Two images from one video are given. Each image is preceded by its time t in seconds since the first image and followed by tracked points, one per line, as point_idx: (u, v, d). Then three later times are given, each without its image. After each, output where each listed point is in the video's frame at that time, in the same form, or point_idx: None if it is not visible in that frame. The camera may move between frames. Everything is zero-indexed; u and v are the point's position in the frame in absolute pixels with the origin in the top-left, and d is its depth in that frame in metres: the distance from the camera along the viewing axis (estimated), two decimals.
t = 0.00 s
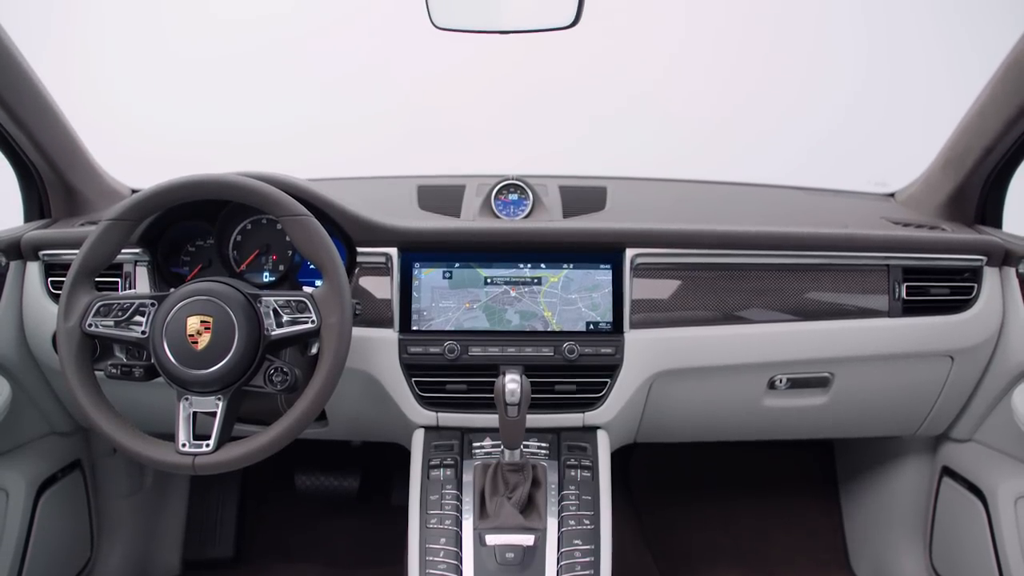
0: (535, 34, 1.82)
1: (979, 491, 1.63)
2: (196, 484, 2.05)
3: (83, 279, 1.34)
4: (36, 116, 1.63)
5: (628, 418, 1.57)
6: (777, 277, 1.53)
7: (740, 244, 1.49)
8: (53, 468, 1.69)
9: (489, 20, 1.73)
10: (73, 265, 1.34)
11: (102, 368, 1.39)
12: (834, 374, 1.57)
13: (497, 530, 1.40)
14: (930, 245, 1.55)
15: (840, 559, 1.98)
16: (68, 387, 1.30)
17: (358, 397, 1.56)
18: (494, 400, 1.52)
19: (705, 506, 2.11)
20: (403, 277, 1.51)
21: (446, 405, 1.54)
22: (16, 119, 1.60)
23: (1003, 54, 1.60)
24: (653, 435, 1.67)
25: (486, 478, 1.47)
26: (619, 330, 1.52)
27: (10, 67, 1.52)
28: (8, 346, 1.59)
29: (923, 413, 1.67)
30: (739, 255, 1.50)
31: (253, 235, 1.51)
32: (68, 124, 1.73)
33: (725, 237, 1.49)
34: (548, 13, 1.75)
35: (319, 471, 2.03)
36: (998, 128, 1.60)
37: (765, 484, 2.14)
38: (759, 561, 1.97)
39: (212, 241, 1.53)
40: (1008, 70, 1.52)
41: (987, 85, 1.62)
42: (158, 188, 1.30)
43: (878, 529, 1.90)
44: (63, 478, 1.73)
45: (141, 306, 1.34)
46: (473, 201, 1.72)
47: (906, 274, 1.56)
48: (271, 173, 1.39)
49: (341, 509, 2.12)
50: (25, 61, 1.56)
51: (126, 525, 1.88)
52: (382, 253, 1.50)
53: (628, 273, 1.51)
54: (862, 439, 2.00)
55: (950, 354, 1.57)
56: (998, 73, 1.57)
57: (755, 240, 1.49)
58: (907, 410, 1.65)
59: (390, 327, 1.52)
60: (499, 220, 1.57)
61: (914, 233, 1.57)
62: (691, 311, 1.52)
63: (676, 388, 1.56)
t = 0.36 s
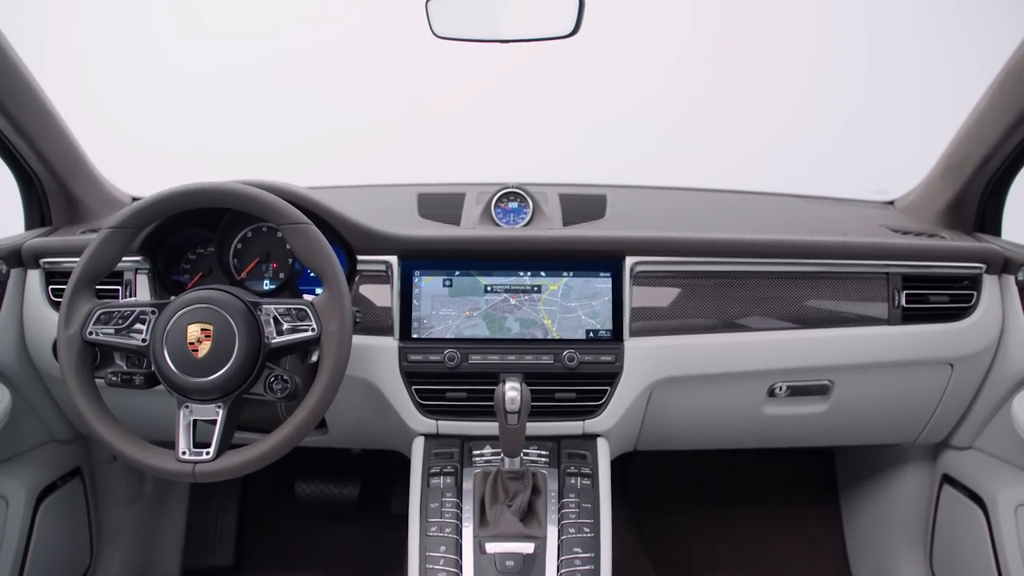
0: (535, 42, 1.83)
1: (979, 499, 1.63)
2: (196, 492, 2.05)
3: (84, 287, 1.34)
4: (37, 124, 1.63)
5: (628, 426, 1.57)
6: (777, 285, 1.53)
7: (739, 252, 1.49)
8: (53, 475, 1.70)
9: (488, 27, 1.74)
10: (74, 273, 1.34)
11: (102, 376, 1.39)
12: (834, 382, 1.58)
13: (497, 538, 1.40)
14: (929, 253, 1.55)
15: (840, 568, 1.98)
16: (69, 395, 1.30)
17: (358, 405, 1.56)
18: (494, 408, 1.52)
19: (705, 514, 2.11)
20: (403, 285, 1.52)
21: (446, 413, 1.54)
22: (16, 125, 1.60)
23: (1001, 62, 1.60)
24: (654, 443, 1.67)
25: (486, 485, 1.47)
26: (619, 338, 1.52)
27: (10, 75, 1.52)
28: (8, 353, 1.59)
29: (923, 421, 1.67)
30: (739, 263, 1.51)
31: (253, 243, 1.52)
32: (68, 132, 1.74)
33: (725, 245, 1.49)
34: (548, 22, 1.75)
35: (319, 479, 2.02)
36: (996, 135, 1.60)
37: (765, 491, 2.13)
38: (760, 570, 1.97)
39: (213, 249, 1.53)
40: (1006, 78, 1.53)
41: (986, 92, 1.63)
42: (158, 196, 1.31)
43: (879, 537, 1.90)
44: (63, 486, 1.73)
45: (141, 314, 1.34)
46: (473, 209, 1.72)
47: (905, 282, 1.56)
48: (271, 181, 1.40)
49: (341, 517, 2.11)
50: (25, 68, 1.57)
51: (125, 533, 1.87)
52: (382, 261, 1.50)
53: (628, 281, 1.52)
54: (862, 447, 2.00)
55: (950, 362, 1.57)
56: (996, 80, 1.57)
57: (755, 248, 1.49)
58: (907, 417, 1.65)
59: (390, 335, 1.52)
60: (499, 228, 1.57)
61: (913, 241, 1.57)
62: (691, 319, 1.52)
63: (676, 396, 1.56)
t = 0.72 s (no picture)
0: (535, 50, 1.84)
1: (979, 505, 1.63)
2: (195, 500, 2.05)
3: (84, 293, 1.34)
4: (37, 130, 1.64)
5: (628, 433, 1.57)
6: (777, 291, 1.54)
7: (739, 258, 1.49)
8: (53, 482, 1.70)
9: (489, 34, 1.75)
10: (74, 279, 1.35)
11: (102, 382, 1.38)
12: (834, 389, 1.58)
13: (497, 545, 1.40)
14: (928, 259, 1.55)
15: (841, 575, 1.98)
16: (69, 401, 1.30)
17: (358, 411, 1.56)
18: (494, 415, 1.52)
19: (706, 521, 2.10)
20: (403, 291, 1.52)
21: (446, 420, 1.54)
22: (16, 132, 1.61)
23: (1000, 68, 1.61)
24: (653, 450, 1.67)
25: (486, 492, 1.47)
26: (619, 345, 1.52)
27: (11, 81, 1.53)
28: (8, 359, 1.59)
29: (923, 427, 1.67)
30: (739, 270, 1.51)
31: (253, 250, 1.52)
32: (68, 137, 1.74)
33: (725, 252, 1.49)
34: (549, 30, 1.75)
35: (319, 486, 2.03)
36: (996, 142, 1.61)
37: (766, 498, 2.11)
38: None
39: (213, 256, 1.53)
40: (1005, 85, 1.53)
41: (984, 99, 1.63)
42: (159, 202, 1.31)
43: (880, 543, 1.90)
44: (63, 493, 1.73)
45: (142, 320, 1.34)
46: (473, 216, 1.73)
47: (905, 288, 1.56)
48: (272, 188, 1.40)
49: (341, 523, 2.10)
50: (26, 73, 1.58)
51: (124, 539, 1.87)
52: (382, 268, 1.50)
53: (628, 287, 1.52)
54: (862, 453, 2.00)
55: (950, 368, 1.57)
56: (995, 86, 1.58)
57: (754, 255, 1.50)
58: (907, 423, 1.65)
59: (390, 341, 1.52)
60: (499, 234, 1.58)
61: (912, 247, 1.57)
62: (691, 325, 1.52)
63: (675, 402, 1.56)
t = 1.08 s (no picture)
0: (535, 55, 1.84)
1: (980, 510, 1.63)
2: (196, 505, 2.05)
3: (85, 299, 1.34)
4: (38, 134, 1.64)
5: (628, 438, 1.57)
6: (776, 296, 1.54)
7: (739, 264, 1.50)
8: (53, 487, 1.70)
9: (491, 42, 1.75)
10: (75, 285, 1.35)
11: (103, 388, 1.38)
12: (834, 394, 1.58)
13: (497, 550, 1.40)
14: (928, 264, 1.55)
15: None
16: (70, 407, 1.30)
17: (358, 416, 1.56)
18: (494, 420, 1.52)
19: (706, 526, 2.10)
20: (403, 297, 1.52)
21: (446, 425, 1.54)
22: (16, 136, 1.61)
23: (999, 73, 1.62)
24: (653, 455, 1.67)
25: (486, 497, 1.47)
26: (619, 350, 1.52)
27: (10, 85, 1.53)
28: (8, 364, 1.59)
29: (923, 432, 1.67)
30: (739, 275, 1.51)
31: (253, 255, 1.52)
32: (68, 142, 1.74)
33: (724, 257, 1.49)
34: (549, 36, 1.74)
35: (319, 490, 2.02)
36: (994, 147, 1.61)
37: (766, 504, 2.11)
38: None
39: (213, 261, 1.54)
40: (1004, 90, 1.54)
41: (983, 104, 1.64)
42: (160, 208, 1.31)
43: (880, 548, 1.89)
44: (63, 498, 1.73)
45: (142, 325, 1.34)
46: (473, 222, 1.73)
47: (904, 293, 1.56)
48: (272, 193, 1.40)
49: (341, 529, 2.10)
50: (26, 78, 1.58)
51: (124, 544, 1.87)
52: (382, 273, 1.51)
53: (628, 292, 1.52)
54: (861, 457, 2.00)
55: (950, 373, 1.57)
56: (994, 91, 1.58)
57: (754, 260, 1.50)
58: (907, 428, 1.65)
59: (390, 347, 1.52)
60: (499, 239, 1.58)
61: (911, 252, 1.57)
62: (692, 330, 1.52)
63: (675, 407, 1.56)
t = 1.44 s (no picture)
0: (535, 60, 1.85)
1: (980, 514, 1.63)
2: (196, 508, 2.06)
3: (85, 303, 1.34)
4: (38, 136, 1.64)
5: (628, 442, 1.57)
6: (776, 300, 1.54)
7: (739, 267, 1.50)
8: (53, 491, 1.70)
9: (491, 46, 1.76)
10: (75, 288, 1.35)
11: (103, 392, 1.38)
12: (833, 398, 1.58)
13: (497, 554, 1.40)
14: (927, 268, 1.56)
15: None
16: (70, 411, 1.30)
17: (358, 420, 1.56)
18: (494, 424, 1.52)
19: (706, 530, 2.10)
20: (403, 301, 1.52)
21: (446, 429, 1.54)
22: (17, 139, 1.62)
23: (999, 77, 1.62)
24: (654, 459, 1.67)
25: (486, 501, 1.47)
26: (618, 354, 1.52)
27: (10, 87, 1.53)
28: (8, 368, 1.59)
29: (923, 436, 1.67)
30: (739, 279, 1.51)
31: (254, 259, 1.52)
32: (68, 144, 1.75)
33: (724, 261, 1.50)
34: (550, 41, 1.75)
35: (319, 494, 2.03)
36: (994, 151, 1.62)
37: (766, 508, 2.11)
38: None
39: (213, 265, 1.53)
40: (1004, 94, 1.55)
41: (983, 108, 1.64)
42: (160, 212, 1.31)
43: (880, 552, 1.89)
44: (63, 502, 1.73)
45: (142, 329, 1.34)
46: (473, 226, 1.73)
47: (904, 297, 1.57)
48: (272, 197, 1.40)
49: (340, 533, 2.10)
50: (25, 79, 1.58)
51: (124, 548, 1.87)
52: (382, 277, 1.51)
53: (627, 296, 1.52)
54: (861, 461, 2.00)
55: (949, 377, 1.57)
56: (993, 95, 1.59)
57: (754, 264, 1.50)
58: (907, 432, 1.65)
59: (390, 351, 1.52)
60: (499, 243, 1.58)
61: (911, 256, 1.58)
62: (692, 334, 1.53)
63: (675, 412, 1.56)
